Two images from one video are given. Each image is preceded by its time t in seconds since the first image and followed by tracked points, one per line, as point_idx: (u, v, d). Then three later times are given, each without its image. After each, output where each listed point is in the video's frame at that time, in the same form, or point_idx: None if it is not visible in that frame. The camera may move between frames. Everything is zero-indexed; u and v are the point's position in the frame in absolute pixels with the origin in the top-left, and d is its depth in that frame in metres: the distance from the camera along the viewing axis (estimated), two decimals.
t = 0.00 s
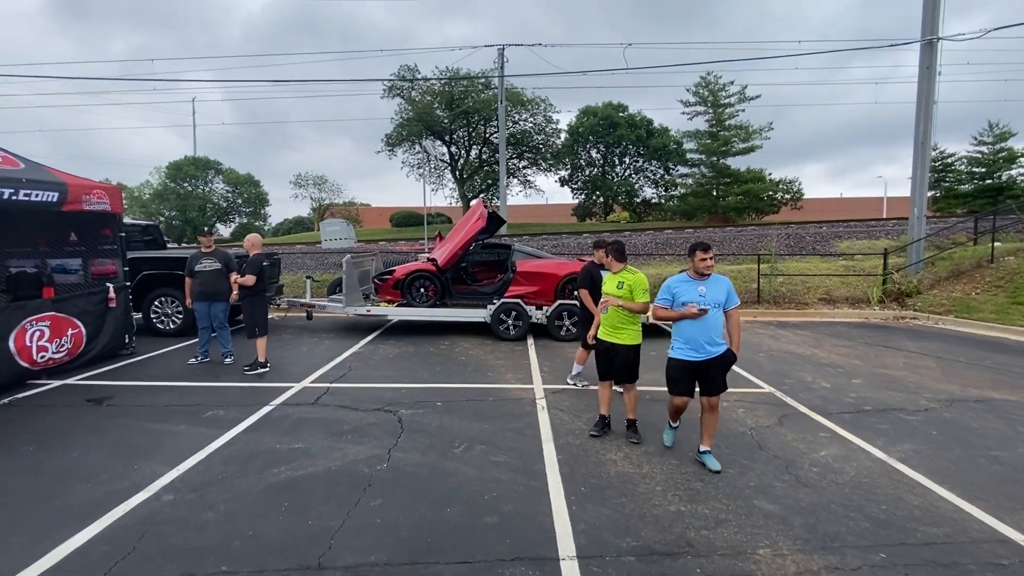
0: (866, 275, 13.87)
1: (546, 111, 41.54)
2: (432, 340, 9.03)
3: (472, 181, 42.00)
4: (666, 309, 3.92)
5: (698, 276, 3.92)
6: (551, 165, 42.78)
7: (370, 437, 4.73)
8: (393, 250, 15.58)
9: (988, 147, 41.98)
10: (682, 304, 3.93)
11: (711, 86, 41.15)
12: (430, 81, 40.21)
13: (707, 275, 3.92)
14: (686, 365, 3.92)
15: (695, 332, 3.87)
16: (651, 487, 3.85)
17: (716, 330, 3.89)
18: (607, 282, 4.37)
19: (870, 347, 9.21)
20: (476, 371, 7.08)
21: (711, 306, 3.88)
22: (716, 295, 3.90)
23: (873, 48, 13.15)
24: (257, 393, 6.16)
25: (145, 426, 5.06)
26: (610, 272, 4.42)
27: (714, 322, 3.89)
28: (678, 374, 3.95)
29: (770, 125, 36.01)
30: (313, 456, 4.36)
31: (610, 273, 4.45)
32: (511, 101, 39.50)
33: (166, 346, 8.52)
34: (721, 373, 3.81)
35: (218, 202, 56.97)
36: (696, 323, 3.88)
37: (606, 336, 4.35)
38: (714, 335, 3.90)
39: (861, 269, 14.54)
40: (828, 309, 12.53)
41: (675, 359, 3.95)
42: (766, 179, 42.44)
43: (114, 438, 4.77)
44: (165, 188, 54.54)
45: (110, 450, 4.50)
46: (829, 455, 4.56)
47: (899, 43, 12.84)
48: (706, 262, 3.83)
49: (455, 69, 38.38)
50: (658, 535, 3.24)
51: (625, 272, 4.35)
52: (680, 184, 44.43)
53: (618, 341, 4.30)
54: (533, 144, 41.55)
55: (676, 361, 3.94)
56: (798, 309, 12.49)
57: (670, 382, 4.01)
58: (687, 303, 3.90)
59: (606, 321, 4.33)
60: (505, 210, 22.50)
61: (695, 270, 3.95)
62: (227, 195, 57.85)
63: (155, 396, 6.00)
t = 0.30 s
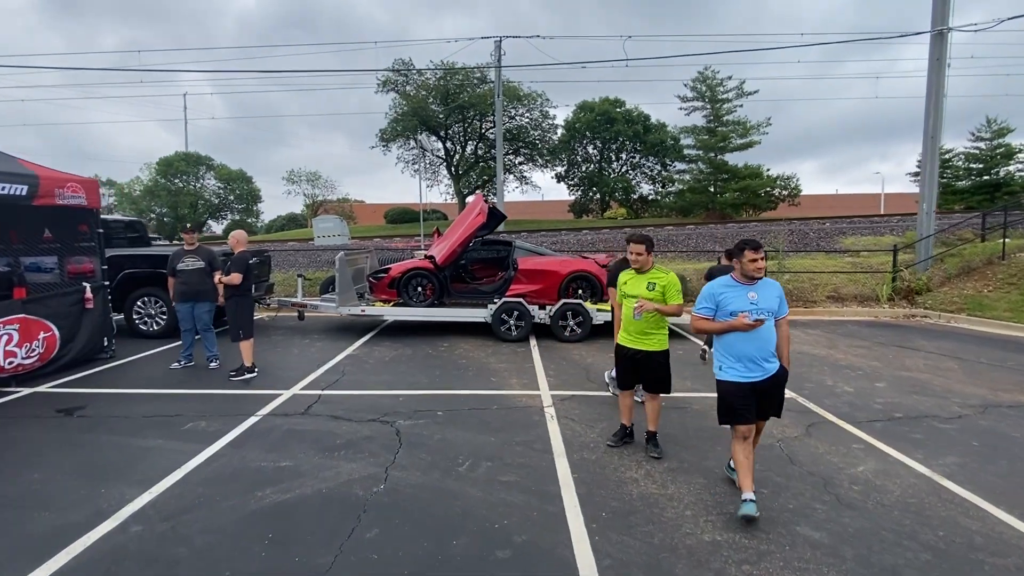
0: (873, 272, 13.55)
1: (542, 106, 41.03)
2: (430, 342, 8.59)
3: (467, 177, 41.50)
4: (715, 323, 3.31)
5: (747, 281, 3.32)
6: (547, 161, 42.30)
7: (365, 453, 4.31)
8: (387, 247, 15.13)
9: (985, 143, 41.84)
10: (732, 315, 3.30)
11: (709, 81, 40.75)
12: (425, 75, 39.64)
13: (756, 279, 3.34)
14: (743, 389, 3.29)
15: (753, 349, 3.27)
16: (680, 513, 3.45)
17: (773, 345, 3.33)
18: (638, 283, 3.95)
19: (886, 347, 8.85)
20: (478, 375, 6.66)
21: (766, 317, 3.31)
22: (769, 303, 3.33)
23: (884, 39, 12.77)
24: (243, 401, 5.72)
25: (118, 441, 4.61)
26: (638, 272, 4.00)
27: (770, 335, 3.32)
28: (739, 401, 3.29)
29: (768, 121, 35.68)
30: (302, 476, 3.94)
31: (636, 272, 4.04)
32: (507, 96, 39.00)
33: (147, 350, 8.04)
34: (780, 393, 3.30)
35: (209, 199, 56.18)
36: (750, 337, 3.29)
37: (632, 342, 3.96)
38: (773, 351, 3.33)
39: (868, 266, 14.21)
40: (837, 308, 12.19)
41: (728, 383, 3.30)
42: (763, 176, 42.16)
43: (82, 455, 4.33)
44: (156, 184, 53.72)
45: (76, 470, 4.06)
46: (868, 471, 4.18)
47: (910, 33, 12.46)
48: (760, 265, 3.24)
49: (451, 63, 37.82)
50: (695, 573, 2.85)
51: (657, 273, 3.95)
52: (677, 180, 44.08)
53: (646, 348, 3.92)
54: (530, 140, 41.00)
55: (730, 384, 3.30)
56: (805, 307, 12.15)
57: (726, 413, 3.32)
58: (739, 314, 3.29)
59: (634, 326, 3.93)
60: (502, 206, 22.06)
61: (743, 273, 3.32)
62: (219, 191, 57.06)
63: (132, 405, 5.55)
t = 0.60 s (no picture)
0: (881, 269, 13.19)
1: (539, 101, 40.53)
2: (424, 344, 8.17)
3: (463, 173, 40.99)
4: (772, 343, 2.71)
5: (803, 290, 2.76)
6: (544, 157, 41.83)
7: (353, 473, 3.89)
8: (381, 245, 14.68)
9: (984, 138, 41.57)
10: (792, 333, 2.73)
11: (707, 76, 40.31)
12: (420, 70, 39.10)
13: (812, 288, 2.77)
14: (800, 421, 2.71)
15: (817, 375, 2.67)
16: (708, 546, 3.05)
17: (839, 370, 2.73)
18: (673, 288, 3.64)
19: (902, 348, 8.48)
20: (476, 381, 6.24)
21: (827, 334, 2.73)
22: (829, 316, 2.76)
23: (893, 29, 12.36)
24: (223, 412, 5.30)
25: (79, 460, 4.19)
26: (663, 275, 3.68)
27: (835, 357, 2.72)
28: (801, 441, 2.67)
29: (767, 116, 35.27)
30: (281, 502, 3.52)
31: (658, 275, 3.69)
32: (503, 91, 38.51)
33: (125, 354, 7.60)
34: (851, 430, 2.69)
35: (201, 195, 55.48)
36: (815, 358, 2.71)
37: (662, 353, 3.58)
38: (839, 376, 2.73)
39: (875, 263, 13.85)
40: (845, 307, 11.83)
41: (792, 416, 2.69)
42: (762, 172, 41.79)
43: (36, 478, 3.90)
44: (147, 181, 52.98)
45: (28, 497, 3.63)
46: (908, 491, 3.79)
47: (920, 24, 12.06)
48: (819, 269, 2.68)
49: (446, 58, 37.24)
50: None
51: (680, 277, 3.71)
52: (675, 176, 43.69)
53: (677, 360, 3.59)
54: (526, 135, 40.47)
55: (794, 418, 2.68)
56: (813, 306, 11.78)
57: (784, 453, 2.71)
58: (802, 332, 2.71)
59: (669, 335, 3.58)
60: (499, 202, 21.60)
61: (799, 280, 2.75)
62: (211, 188, 56.36)
63: (101, 417, 5.11)
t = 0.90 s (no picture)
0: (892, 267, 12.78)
1: (537, 98, 40.05)
2: (420, 348, 7.72)
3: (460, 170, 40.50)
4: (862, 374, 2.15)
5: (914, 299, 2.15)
6: (542, 154, 41.37)
7: (335, 502, 3.45)
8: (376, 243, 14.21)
9: (985, 135, 41.24)
10: (895, 358, 2.15)
11: (706, 72, 39.86)
12: (416, 65, 38.56)
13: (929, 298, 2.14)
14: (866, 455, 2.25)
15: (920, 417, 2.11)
16: None
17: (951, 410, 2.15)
18: (728, 301, 3.21)
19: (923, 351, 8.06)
20: (475, 390, 5.79)
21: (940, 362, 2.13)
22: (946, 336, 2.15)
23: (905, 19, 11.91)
24: (198, 426, 4.85)
25: (30, 485, 3.74)
26: (714, 282, 3.20)
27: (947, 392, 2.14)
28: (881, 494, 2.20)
29: (768, 112, 34.82)
30: (252, 539, 3.07)
31: (710, 283, 3.19)
32: (501, 87, 38.01)
33: (101, 360, 7.14)
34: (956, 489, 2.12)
35: (196, 193, 54.88)
36: (919, 395, 2.13)
37: (714, 376, 3.13)
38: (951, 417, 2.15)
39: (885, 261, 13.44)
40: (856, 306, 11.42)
41: (874, 465, 2.20)
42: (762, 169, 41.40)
43: None
44: (141, 179, 52.36)
45: None
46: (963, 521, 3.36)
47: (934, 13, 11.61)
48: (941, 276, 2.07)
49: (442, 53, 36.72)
50: None
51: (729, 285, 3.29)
52: (674, 173, 43.28)
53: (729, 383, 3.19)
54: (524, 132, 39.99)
55: (879, 467, 2.19)
56: (823, 306, 11.36)
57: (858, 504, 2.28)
58: (908, 358, 2.13)
59: (722, 355, 3.15)
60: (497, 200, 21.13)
61: (911, 290, 2.14)
62: (206, 186, 55.76)
63: (63, 432, 4.66)
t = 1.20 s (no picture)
0: (903, 268, 12.40)
1: (535, 97, 39.66)
2: (415, 355, 7.31)
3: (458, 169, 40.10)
4: None
5: None
6: (541, 154, 40.98)
7: (316, 539, 3.03)
8: (372, 244, 13.78)
9: (987, 133, 40.92)
10: None
11: (706, 70, 39.48)
12: (413, 64, 38.13)
13: None
14: None
15: None
16: None
17: None
18: (810, 311, 2.60)
19: (944, 357, 7.67)
20: (473, 402, 5.39)
21: None
22: None
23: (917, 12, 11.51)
24: (170, 445, 4.43)
25: None
26: (793, 288, 2.57)
27: None
28: None
29: (768, 111, 34.45)
30: None
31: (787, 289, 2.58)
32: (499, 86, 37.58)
33: (75, 369, 6.70)
34: None
35: (191, 193, 54.39)
36: None
37: (790, 407, 2.55)
38: None
39: (895, 262, 13.07)
40: (868, 309, 11.04)
41: None
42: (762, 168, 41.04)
43: None
44: (135, 179, 51.87)
45: None
46: None
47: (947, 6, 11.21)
48: None
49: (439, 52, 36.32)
50: None
51: (810, 290, 2.68)
52: (674, 172, 42.88)
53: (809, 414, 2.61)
54: (522, 132, 39.56)
55: None
56: (834, 309, 11.00)
57: None
58: None
59: (804, 380, 2.57)
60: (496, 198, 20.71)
61: None
62: (201, 186, 55.31)
63: (21, 453, 4.24)
